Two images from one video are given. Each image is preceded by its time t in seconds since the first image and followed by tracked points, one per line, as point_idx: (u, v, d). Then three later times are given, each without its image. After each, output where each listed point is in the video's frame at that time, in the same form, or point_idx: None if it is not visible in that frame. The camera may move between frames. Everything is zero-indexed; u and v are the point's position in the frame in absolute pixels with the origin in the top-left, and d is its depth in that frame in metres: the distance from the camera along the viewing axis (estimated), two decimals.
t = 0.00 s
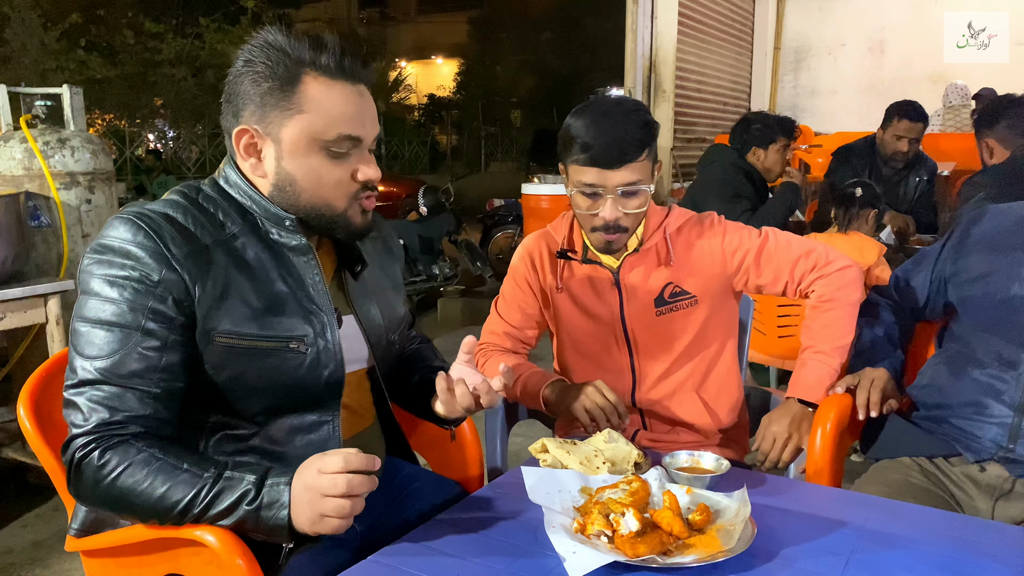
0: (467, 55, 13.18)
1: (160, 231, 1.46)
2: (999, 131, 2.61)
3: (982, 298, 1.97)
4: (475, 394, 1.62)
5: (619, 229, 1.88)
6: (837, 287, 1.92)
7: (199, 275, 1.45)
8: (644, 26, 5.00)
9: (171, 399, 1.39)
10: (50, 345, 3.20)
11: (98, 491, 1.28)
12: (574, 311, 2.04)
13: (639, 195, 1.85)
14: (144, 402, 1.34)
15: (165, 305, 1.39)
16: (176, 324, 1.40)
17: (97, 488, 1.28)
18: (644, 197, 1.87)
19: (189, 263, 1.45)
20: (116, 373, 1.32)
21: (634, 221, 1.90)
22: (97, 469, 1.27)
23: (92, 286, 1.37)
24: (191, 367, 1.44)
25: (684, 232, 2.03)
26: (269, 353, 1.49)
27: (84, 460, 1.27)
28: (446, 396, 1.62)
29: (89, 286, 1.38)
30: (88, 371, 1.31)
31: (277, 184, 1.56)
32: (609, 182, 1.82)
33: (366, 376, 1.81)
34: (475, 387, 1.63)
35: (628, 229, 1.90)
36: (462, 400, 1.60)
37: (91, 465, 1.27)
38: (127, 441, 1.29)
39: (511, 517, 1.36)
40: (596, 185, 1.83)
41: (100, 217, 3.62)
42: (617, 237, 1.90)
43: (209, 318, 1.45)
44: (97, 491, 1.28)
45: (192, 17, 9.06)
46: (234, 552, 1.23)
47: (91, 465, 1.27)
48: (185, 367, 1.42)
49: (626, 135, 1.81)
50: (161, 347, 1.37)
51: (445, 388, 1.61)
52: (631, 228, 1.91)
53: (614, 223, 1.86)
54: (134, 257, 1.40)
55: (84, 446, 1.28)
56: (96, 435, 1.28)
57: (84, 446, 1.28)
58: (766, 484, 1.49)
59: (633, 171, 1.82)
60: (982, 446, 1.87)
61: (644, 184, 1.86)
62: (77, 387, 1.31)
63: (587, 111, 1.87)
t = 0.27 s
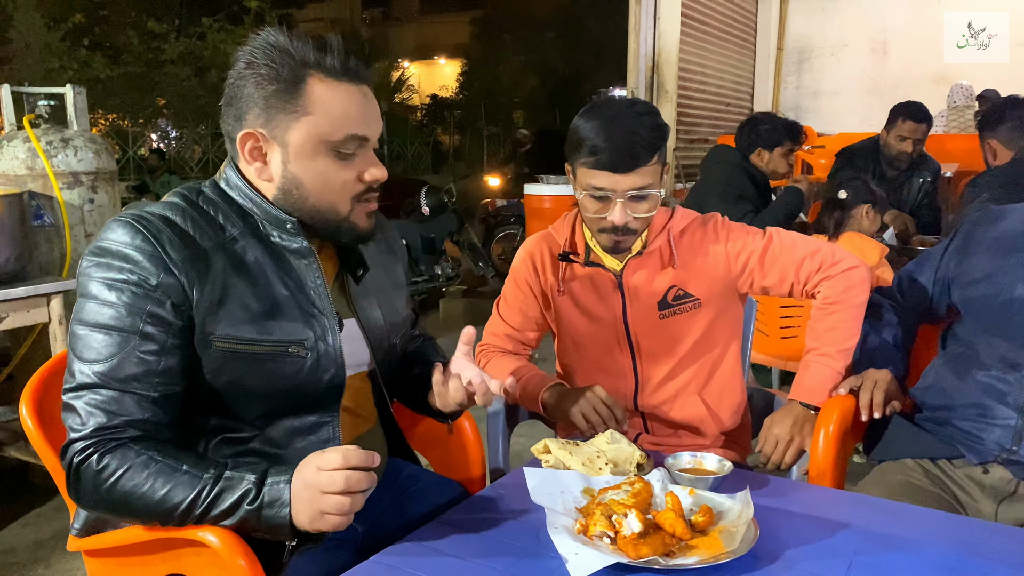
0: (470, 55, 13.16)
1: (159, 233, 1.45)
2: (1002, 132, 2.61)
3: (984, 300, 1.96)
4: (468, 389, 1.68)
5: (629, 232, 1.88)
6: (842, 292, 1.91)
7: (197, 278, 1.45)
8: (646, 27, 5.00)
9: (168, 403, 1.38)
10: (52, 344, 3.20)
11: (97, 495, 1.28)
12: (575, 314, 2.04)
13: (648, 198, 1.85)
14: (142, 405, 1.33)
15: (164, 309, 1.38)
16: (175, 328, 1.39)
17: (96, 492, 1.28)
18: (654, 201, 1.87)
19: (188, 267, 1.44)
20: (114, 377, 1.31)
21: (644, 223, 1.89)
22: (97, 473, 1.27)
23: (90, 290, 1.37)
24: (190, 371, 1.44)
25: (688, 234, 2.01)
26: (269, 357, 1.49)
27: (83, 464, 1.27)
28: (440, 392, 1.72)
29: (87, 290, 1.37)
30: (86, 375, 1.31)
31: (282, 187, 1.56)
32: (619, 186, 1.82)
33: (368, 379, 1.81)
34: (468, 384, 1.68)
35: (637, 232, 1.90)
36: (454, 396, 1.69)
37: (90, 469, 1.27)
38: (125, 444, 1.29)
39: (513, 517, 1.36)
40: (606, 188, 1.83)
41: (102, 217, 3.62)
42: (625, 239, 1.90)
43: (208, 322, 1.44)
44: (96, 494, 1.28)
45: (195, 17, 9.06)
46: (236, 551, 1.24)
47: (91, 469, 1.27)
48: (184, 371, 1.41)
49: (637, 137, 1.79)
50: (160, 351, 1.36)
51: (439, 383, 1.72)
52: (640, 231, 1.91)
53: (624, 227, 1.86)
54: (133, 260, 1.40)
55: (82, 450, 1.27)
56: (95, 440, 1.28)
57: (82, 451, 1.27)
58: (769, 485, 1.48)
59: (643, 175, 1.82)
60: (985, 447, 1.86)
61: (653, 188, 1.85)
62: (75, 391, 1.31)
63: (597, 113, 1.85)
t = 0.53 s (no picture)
0: (474, 56, 13.15)
1: (180, 232, 1.45)
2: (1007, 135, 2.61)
3: (989, 303, 1.95)
4: (468, 395, 1.73)
5: (637, 236, 1.87)
6: (849, 296, 1.90)
7: (218, 279, 1.44)
8: (651, 28, 5.00)
9: (180, 403, 1.38)
10: (56, 344, 3.20)
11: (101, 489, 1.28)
12: (580, 317, 2.03)
13: (656, 202, 1.85)
14: (153, 404, 1.33)
15: (183, 308, 1.38)
16: (192, 328, 1.39)
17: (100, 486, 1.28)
18: (662, 205, 1.86)
19: (208, 267, 1.44)
20: (128, 374, 1.31)
21: (652, 228, 1.89)
22: (102, 468, 1.26)
23: (110, 284, 1.37)
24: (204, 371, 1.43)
25: (693, 237, 2.00)
26: (283, 361, 1.48)
27: (90, 458, 1.27)
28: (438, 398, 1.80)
29: (107, 284, 1.37)
30: (101, 369, 1.30)
31: (315, 194, 1.55)
32: (626, 190, 1.82)
33: (377, 382, 1.81)
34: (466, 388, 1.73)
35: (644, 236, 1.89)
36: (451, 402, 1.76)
37: (96, 463, 1.26)
38: (133, 441, 1.29)
39: (517, 519, 1.36)
40: (613, 193, 1.83)
41: (106, 216, 3.63)
42: (633, 244, 1.89)
43: (225, 323, 1.44)
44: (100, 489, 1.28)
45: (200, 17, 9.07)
46: (238, 553, 1.24)
47: (97, 464, 1.26)
48: (197, 372, 1.41)
49: (648, 140, 1.80)
50: (175, 350, 1.36)
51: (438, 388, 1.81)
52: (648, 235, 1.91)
53: (632, 231, 1.85)
54: (153, 257, 1.39)
55: (90, 445, 1.27)
56: (104, 434, 1.28)
57: (90, 444, 1.27)
58: (773, 488, 1.48)
59: (651, 179, 1.82)
60: (990, 451, 1.86)
61: (660, 192, 1.85)
62: (88, 384, 1.31)
63: (606, 115, 1.86)
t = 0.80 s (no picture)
0: (480, 54, 13.11)
1: (205, 230, 1.44)
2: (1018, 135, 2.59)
3: (998, 305, 1.93)
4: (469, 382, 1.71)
5: (648, 237, 1.86)
6: (859, 298, 1.88)
7: (241, 280, 1.43)
8: (659, 28, 5.00)
9: (196, 402, 1.37)
10: (63, 341, 3.21)
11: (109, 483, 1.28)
12: (587, 318, 2.02)
13: (667, 202, 1.84)
14: (168, 403, 1.32)
15: (205, 309, 1.37)
16: (213, 328, 1.38)
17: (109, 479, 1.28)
18: (673, 206, 1.85)
19: (231, 266, 1.43)
20: (145, 371, 1.30)
21: (663, 228, 1.88)
22: (110, 461, 1.26)
23: (133, 279, 1.36)
24: (223, 370, 1.43)
25: (701, 238, 1.99)
26: (303, 362, 1.48)
27: (101, 451, 1.27)
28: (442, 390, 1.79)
29: (130, 280, 1.36)
30: (120, 365, 1.30)
31: (358, 196, 1.56)
32: (638, 191, 1.80)
33: (389, 381, 1.81)
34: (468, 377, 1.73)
35: (656, 238, 1.88)
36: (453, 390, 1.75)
37: (108, 456, 1.26)
38: (145, 437, 1.29)
39: (522, 519, 1.35)
40: (626, 194, 1.82)
41: (113, 214, 3.64)
42: (644, 245, 1.88)
43: (246, 323, 1.43)
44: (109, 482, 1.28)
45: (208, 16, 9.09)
46: (242, 552, 1.23)
47: (106, 458, 1.26)
48: (215, 373, 1.40)
49: (659, 140, 1.79)
50: (195, 350, 1.35)
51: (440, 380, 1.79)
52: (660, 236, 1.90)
53: (644, 232, 1.84)
54: (176, 254, 1.39)
55: (101, 438, 1.27)
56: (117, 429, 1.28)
57: (103, 437, 1.27)
58: (780, 490, 1.47)
59: (663, 180, 1.81)
60: (999, 454, 1.84)
61: (672, 192, 1.84)
62: (106, 378, 1.31)
63: (615, 117, 1.85)
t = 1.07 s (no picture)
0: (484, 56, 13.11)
1: (206, 230, 1.43)
2: None
3: (1004, 309, 1.93)
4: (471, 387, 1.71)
5: (647, 238, 1.87)
6: (865, 301, 1.86)
7: (243, 279, 1.43)
8: (664, 29, 5.00)
9: (197, 401, 1.37)
10: (67, 342, 3.22)
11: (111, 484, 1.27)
12: (592, 320, 2.02)
13: (672, 207, 1.84)
14: (170, 402, 1.32)
15: (206, 308, 1.37)
16: (214, 328, 1.38)
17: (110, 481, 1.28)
18: (677, 211, 1.85)
19: (232, 266, 1.43)
20: (146, 371, 1.30)
21: (664, 232, 1.88)
22: (112, 462, 1.26)
23: (134, 279, 1.36)
24: (224, 370, 1.43)
25: (707, 240, 1.98)
26: (303, 362, 1.48)
27: (103, 453, 1.27)
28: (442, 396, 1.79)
29: (131, 280, 1.36)
30: (121, 364, 1.30)
31: (343, 194, 1.54)
32: (645, 190, 1.80)
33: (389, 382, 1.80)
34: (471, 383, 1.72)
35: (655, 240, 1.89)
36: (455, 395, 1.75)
37: (110, 457, 1.26)
38: (146, 437, 1.28)
39: (525, 522, 1.35)
40: (632, 192, 1.82)
41: (117, 214, 3.65)
42: (643, 245, 1.89)
43: (246, 322, 1.43)
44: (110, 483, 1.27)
45: (213, 16, 9.09)
46: (243, 553, 1.23)
47: (108, 459, 1.26)
48: (216, 372, 1.40)
49: (670, 142, 1.79)
50: (196, 350, 1.35)
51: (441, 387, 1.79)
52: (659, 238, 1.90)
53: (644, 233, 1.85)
54: (177, 254, 1.38)
55: (103, 439, 1.27)
56: (118, 430, 1.28)
57: (104, 438, 1.27)
58: (784, 493, 1.46)
59: (672, 184, 1.81)
60: (1004, 459, 1.84)
61: (678, 198, 1.84)
62: (107, 379, 1.30)
63: (632, 113, 1.83)
